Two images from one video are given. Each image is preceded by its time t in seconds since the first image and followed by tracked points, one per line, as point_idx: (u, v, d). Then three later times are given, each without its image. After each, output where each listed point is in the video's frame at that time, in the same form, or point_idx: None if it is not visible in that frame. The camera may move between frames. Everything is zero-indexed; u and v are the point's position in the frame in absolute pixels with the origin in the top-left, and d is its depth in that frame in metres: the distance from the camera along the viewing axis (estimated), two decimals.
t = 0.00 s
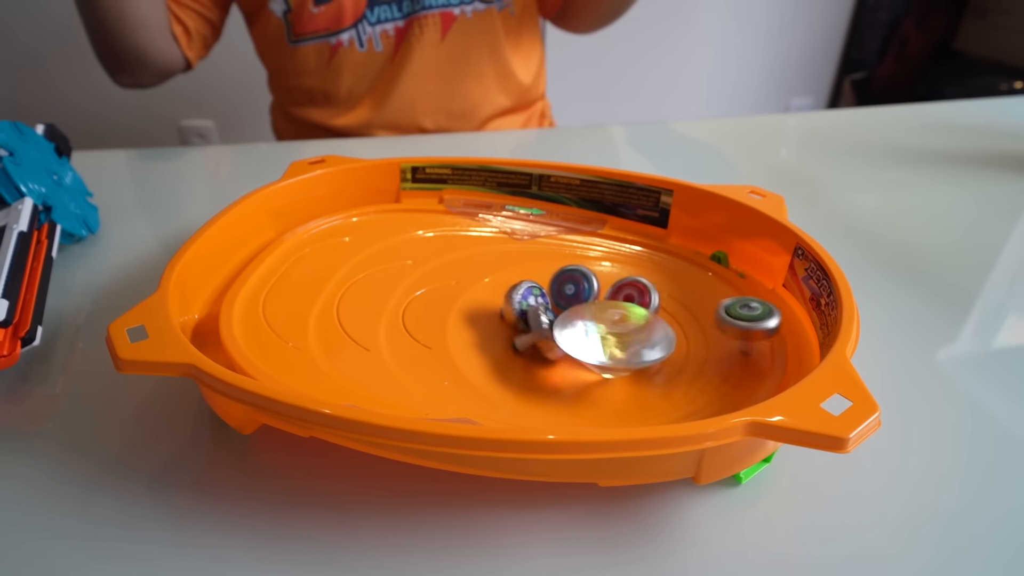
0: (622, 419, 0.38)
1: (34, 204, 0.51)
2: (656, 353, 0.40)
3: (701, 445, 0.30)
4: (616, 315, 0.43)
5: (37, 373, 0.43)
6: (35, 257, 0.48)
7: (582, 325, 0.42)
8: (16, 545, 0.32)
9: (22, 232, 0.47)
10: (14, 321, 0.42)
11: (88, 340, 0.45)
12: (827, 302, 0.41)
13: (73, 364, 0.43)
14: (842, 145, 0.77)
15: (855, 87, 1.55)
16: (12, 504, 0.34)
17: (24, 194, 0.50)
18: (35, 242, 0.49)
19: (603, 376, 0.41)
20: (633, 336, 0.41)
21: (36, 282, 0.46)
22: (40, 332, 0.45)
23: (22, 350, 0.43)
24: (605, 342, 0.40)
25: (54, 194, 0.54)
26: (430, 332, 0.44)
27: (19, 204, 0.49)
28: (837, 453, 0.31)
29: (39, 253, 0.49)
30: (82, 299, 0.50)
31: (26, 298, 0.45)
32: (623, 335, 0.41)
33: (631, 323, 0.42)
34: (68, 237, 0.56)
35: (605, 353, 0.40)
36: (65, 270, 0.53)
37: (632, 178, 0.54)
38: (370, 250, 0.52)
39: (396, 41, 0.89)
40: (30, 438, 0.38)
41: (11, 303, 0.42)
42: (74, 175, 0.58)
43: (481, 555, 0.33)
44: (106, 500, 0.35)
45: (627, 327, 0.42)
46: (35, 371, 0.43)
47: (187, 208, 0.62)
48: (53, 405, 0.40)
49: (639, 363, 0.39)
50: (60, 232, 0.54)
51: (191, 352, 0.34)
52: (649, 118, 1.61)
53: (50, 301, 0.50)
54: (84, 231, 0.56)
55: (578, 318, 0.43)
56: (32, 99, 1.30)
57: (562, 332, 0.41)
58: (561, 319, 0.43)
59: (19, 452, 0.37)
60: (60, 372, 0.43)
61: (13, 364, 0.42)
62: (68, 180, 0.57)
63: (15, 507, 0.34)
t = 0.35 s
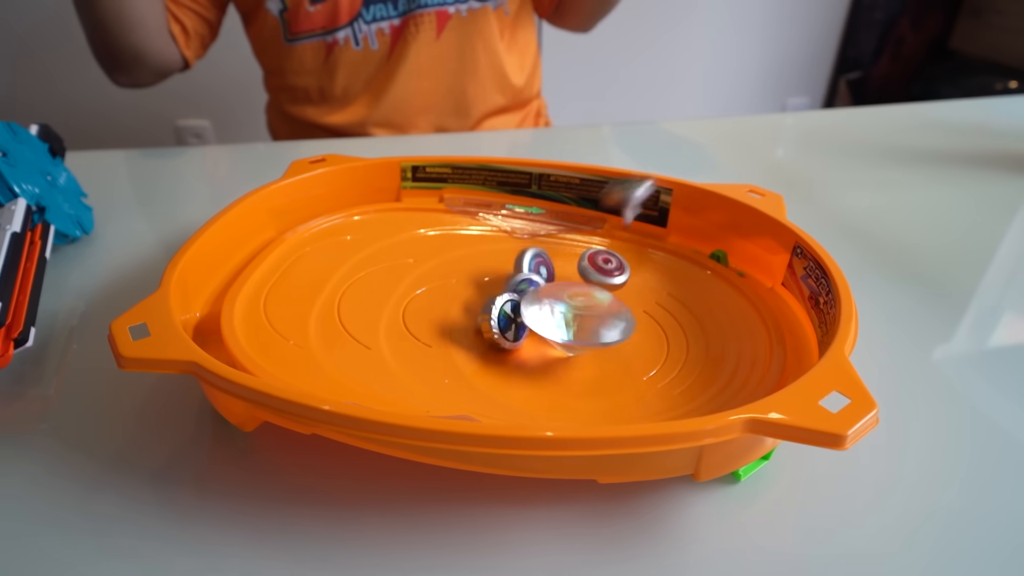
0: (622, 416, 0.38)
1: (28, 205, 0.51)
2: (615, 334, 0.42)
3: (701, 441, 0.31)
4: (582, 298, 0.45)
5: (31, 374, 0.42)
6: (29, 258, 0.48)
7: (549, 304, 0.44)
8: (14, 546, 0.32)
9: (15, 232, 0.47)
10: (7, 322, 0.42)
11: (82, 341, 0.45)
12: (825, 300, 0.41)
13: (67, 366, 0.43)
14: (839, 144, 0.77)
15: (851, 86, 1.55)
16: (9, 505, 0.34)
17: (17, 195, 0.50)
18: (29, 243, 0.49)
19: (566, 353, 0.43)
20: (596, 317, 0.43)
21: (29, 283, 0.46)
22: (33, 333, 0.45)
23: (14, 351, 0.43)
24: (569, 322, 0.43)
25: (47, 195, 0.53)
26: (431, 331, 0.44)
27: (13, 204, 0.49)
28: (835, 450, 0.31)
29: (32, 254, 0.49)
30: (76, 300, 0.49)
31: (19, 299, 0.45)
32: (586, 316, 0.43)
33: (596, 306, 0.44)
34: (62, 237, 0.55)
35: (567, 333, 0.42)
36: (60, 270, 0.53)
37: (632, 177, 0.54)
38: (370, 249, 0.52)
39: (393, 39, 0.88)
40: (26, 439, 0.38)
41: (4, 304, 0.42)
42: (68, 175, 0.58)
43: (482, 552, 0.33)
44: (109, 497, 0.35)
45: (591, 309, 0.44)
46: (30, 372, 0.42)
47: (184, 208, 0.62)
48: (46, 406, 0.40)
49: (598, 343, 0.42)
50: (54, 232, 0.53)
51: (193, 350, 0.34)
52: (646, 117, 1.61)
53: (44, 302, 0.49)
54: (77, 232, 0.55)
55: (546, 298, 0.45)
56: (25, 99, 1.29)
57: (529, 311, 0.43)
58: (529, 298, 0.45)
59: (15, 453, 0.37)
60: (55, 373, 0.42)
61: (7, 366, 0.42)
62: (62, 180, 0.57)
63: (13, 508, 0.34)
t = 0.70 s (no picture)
0: (617, 415, 0.38)
1: (24, 206, 0.51)
2: (612, 323, 0.43)
3: (695, 440, 0.31)
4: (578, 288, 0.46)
5: (26, 375, 0.42)
6: (25, 260, 0.48)
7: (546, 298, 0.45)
8: (9, 547, 0.32)
9: (10, 234, 0.47)
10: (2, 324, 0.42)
11: (78, 342, 0.45)
12: (819, 299, 0.41)
13: (64, 366, 0.43)
14: (835, 143, 0.77)
15: (847, 87, 1.56)
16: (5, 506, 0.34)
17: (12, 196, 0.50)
18: (25, 244, 0.49)
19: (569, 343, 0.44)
20: (592, 307, 0.44)
21: (24, 285, 0.46)
22: (29, 335, 0.45)
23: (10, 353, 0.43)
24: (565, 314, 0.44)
25: (43, 196, 0.53)
26: (427, 330, 0.44)
27: (8, 206, 0.49)
28: (828, 448, 0.31)
29: (28, 255, 0.49)
30: (72, 301, 0.49)
31: (15, 301, 0.45)
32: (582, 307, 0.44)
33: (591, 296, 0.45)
34: (58, 239, 0.55)
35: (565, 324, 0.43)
36: (56, 272, 0.53)
37: (627, 177, 0.54)
38: (366, 249, 0.52)
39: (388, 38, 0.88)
40: (22, 440, 0.38)
41: None
42: (64, 177, 0.58)
43: (477, 551, 0.33)
44: (106, 496, 0.35)
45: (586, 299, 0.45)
46: (26, 373, 0.43)
47: (180, 208, 0.62)
48: (42, 407, 0.40)
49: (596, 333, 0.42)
50: (49, 234, 0.53)
51: (189, 350, 0.34)
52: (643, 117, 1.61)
53: (40, 303, 0.49)
54: (74, 233, 0.56)
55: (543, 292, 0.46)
56: (22, 100, 1.29)
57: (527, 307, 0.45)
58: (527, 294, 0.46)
59: (11, 454, 0.37)
60: (51, 375, 0.42)
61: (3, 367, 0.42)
62: (58, 181, 0.57)
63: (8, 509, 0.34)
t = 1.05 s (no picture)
0: (612, 415, 0.38)
1: (20, 207, 0.51)
2: (619, 319, 0.44)
3: (690, 439, 0.31)
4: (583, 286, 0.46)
5: (22, 376, 0.42)
6: (21, 261, 0.48)
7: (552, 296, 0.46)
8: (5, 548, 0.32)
9: (7, 235, 0.47)
10: None
11: (75, 343, 0.45)
12: (814, 298, 0.42)
13: (60, 367, 0.43)
14: (831, 143, 0.78)
15: (845, 87, 1.56)
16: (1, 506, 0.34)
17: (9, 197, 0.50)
18: (21, 245, 0.49)
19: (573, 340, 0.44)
20: (598, 304, 0.45)
21: (21, 285, 0.46)
22: (26, 336, 0.45)
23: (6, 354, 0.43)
24: (572, 312, 0.44)
25: (40, 197, 0.53)
26: (423, 330, 0.44)
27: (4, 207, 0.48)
28: (823, 447, 0.31)
29: (24, 256, 0.49)
30: (69, 302, 0.50)
31: (11, 302, 0.45)
32: (589, 304, 0.45)
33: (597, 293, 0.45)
34: (54, 240, 0.55)
35: (572, 323, 0.44)
36: (53, 273, 0.53)
37: (623, 177, 0.55)
38: (363, 250, 0.52)
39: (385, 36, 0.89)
40: (18, 441, 0.38)
41: None
42: (61, 178, 0.58)
43: (473, 549, 0.33)
44: (102, 496, 0.35)
45: (592, 296, 0.45)
46: (22, 374, 0.43)
47: (177, 209, 0.62)
48: (39, 408, 0.40)
49: (603, 331, 0.43)
50: (46, 234, 0.53)
51: (185, 350, 0.34)
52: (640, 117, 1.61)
53: (37, 304, 0.49)
54: (71, 233, 0.56)
55: (549, 290, 0.46)
56: (19, 102, 1.29)
57: (534, 306, 0.45)
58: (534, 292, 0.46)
59: (7, 455, 0.37)
60: (47, 375, 0.43)
61: None
62: (54, 182, 0.57)
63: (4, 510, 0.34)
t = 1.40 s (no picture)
0: (615, 415, 0.38)
1: (22, 206, 0.50)
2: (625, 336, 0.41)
3: (693, 439, 0.31)
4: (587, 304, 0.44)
5: (23, 376, 0.42)
6: (22, 260, 0.48)
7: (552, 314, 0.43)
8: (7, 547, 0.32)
9: (8, 235, 0.47)
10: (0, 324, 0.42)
11: (76, 342, 0.45)
12: (818, 298, 0.41)
13: (61, 366, 0.43)
14: (833, 142, 0.77)
15: (846, 86, 1.56)
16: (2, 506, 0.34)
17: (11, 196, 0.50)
18: (22, 244, 0.49)
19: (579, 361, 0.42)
20: (603, 320, 0.42)
21: (22, 285, 0.46)
22: (27, 335, 0.45)
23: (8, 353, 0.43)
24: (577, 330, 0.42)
25: (41, 196, 0.53)
26: (425, 330, 0.44)
27: (6, 207, 0.48)
28: (826, 448, 0.31)
29: (25, 255, 0.49)
30: (70, 301, 0.49)
31: (12, 301, 0.44)
32: (594, 321, 0.42)
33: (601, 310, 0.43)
34: (55, 239, 0.55)
35: (576, 341, 0.41)
36: (54, 272, 0.53)
37: (625, 176, 0.54)
38: (364, 249, 0.52)
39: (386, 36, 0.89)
40: (18, 441, 0.38)
41: None
42: (62, 177, 0.58)
43: (474, 550, 0.33)
44: (103, 496, 0.35)
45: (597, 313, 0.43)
46: (23, 373, 0.42)
47: (177, 208, 0.62)
48: (40, 408, 0.40)
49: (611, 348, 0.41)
50: (48, 233, 0.53)
51: (187, 350, 0.34)
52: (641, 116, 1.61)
53: (38, 303, 0.49)
54: (72, 233, 0.55)
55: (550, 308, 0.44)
56: (20, 101, 1.29)
57: (535, 323, 0.43)
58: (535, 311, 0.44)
59: (8, 454, 0.37)
60: (48, 374, 0.42)
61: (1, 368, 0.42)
62: (55, 181, 0.57)
63: (5, 509, 0.34)
